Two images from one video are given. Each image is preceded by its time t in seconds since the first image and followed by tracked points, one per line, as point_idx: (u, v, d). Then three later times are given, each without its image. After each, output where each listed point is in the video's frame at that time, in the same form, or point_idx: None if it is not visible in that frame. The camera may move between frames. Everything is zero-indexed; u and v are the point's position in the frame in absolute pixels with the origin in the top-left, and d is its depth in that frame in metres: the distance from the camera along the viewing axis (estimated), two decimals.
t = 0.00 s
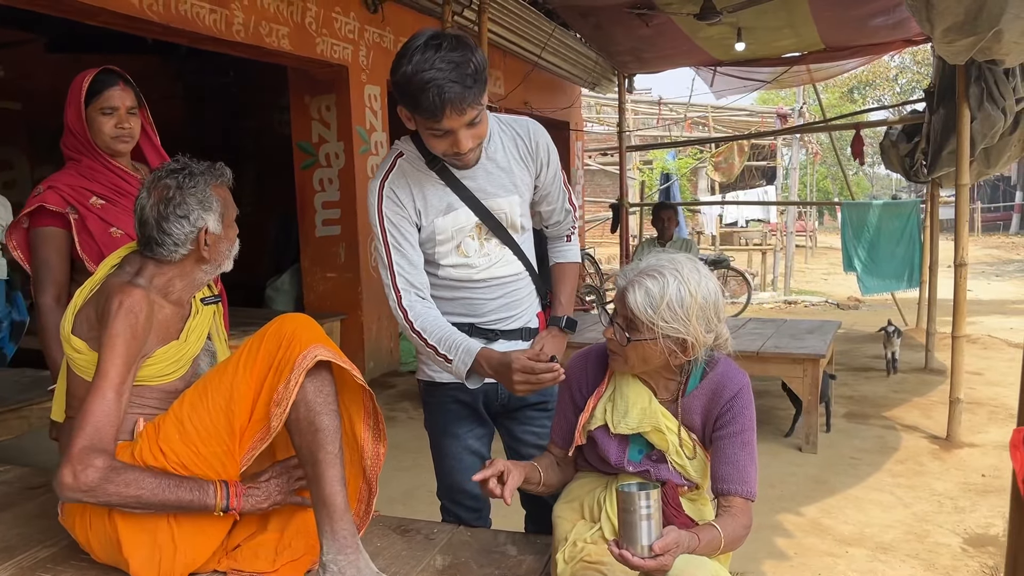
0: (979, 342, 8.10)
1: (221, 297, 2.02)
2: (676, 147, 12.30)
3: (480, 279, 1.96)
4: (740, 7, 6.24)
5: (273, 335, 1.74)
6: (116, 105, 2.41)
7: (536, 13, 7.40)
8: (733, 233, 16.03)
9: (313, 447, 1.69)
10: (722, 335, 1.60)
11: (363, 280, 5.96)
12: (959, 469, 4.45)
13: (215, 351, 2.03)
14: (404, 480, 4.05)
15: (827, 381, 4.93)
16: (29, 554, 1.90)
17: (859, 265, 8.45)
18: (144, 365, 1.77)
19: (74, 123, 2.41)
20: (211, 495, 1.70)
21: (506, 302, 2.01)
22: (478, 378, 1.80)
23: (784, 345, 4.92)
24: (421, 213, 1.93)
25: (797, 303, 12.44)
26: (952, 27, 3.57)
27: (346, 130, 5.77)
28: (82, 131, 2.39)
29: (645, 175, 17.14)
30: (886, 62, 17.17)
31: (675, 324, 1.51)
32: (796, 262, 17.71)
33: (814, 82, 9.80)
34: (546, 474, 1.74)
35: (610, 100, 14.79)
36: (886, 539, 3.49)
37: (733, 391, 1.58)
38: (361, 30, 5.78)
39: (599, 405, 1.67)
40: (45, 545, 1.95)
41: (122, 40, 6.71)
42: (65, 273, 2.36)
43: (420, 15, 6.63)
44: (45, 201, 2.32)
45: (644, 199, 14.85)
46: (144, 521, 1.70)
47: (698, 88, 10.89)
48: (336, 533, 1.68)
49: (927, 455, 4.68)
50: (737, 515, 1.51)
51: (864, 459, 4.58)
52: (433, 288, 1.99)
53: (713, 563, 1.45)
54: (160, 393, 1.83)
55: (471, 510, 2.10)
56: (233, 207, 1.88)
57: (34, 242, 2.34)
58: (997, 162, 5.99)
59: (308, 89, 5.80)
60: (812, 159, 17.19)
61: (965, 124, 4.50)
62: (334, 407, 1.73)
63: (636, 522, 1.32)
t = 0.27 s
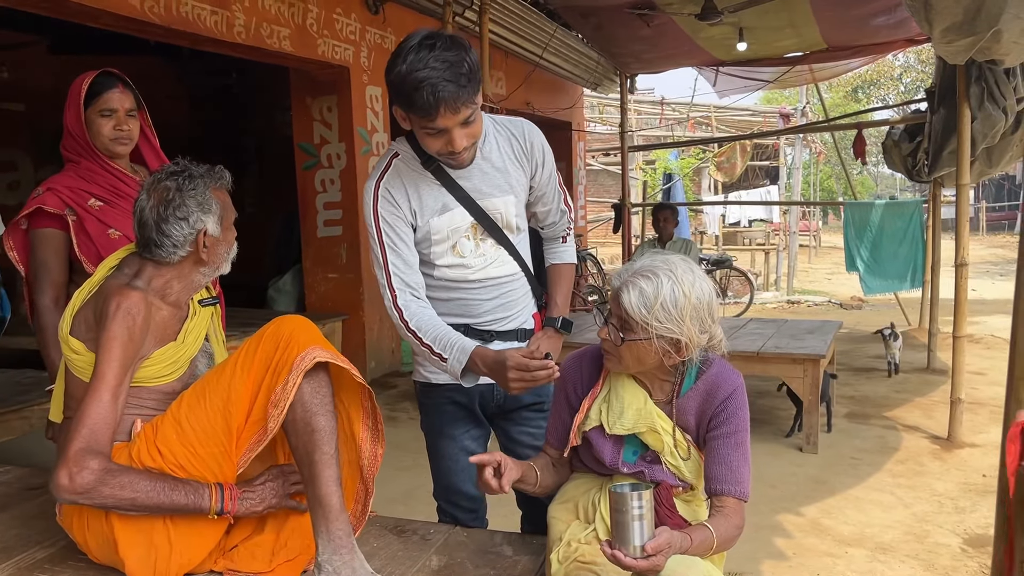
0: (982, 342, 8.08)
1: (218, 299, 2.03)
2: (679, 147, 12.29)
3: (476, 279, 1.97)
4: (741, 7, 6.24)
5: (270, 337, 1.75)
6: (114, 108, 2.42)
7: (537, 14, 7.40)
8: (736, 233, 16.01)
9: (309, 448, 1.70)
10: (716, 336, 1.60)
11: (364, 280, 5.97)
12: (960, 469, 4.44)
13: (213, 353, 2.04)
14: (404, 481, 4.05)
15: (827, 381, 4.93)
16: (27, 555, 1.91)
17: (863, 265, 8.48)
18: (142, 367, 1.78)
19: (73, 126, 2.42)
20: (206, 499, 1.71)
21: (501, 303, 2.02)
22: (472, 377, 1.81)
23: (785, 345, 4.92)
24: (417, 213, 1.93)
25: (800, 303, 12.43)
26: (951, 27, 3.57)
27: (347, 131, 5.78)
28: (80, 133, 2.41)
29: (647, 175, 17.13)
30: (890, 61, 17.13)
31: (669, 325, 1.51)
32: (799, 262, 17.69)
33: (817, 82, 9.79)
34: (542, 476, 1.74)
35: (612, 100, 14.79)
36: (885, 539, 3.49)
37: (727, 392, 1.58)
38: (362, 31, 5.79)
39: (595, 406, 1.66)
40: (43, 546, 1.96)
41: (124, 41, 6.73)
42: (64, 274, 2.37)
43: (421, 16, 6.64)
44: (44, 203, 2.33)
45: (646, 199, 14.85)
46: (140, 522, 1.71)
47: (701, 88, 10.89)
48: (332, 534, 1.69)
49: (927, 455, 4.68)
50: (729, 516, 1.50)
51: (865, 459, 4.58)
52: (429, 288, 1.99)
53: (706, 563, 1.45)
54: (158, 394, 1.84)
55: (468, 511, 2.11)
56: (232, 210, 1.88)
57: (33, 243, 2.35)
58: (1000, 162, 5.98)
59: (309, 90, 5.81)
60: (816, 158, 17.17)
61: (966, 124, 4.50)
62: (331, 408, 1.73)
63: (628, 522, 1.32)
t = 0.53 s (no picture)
0: (990, 342, 8.04)
1: (219, 300, 2.04)
2: (686, 147, 12.27)
3: (476, 279, 1.97)
4: (747, 7, 6.23)
5: (269, 339, 1.76)
6: (118, 110, 2.44)
7: (542, 14, 7.40)
8: (743, 233, 15.98)
9: (308, 449, 1.71)
10: (713, 340, 1.59)
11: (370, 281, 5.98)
12: (965, 470, 4.42)
13: (213, 354, 2.05)
14: (408, 481, 4.06)
15: (832, 382, 4.92)
16: (29, 554, 1.92)
17: (869, 265, 8.42)
18: (143, 368, 1.80)
19: (77, 128, 2.44)
20: (204, 499, 1.72)
21: (501, 304, 2.02)
22: (471, 376, 1.82)
23: (789, 345, 4.91)
24: (416, 214, 1.94)
25: (807, 303, 12.39)
26: (955, 27, 3.55)
27: (353, 132, 5.79)
28: (85, 136, 2.42)
29: (654, 175, 17.11)
30: (899, 59, 17.04)
31: (665, 330, 1.51)
32: (807, 261, 17.63)
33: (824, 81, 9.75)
34: (540, 478, 1.74)
35: (619, 100, 14.77)
36: (889, 540, 3.48)
37: (725, 394, 1.57)
38: (367, 32, 5.81)
39: (593, 408, 1.66)
40: (46, 545, 1.98)
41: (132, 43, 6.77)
42: (67, 275, 2.38)
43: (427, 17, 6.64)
44: (48, 204, 2.35)
45: (653, 199, 14.83)
46: (140, 521, 1.72)
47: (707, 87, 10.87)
48: (330, 534, 1.70)
49: (933, 456, 4.66)
50: (726, 517, 1.49)
51: (870, 460, 4.56)
52: (429, 289, 2.00)
53: (702, 564, 1.44)
54: (158, 395, 1.86)
55: (467, 511, 2.12)
56: (232, 212, 1.90)
57: (37, 245, 2.37)
58: (1007, 161, 5.95)
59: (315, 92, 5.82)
60: (824, 158, 17.10)
61: (972, 124, 4.48)
62: (329, 409, 1.74)
63: (624, 524, 1.31)
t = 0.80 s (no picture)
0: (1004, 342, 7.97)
1: (224, 301, 2.06)
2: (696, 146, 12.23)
3: (480, 280, 1.98)
4: (757, 6, 6.20)
5: (273, 339, 1.77)
6: (126, 112, 2.46)
7: (552, 14, 7.40)
8: (755, 232, 15.91)
9: (311, 448, 1.72)
10: (714, 341, 1.59)
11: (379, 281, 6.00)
12: (976, 471, 4.39)
13: (218, 354, 2.07)
14: (415, 480, 4.08)
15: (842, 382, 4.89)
16: (37, 552, 1.95)
17: (881, 264, 8.37)
18: (149, 368, 1.82)
19: (86, 130, 2.46)
20: (209, 498, 1.74)
21: (504, 304, 2.03)
22: (474, 376, 1.83)
23: (799, 345, 4.89)
24: (421, 215, 1.94)
25: (819, 302, 12.32)
26: (964, 25, 3.52)
27: (362, 132, 5.81)
28: (93, 137, 2.45)
29: (665, 175, 17.06)
30: (914, 57, 16.90)
31: (664, 330, 1.51)
32: (820, 261, 17.54)
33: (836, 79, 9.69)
34: (541, 476, 1.74)
35: (630, 99, 14.74)
36: (898, 541, 3.46)
37: (725, 394, 1.57)
38: (377, 33, 5.83)
39: (593, 407, 1.66)
40: (54, 543, 2.00)
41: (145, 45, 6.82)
42: (76, 276, 2.41)
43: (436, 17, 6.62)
44: (56, 205, 2.38)
45: (663, 198, 14.79)
46: (145, 520, 1.74)
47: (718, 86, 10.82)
48: (333, 533, 1.71)
49: (944, 457, 4.63)
50: (727, 517, 1.49)
51: (879, 460, 4.54)
52: (432, 289, 2.00)
53: (700, 565, 1.44)
54: (163, 395, 1.88)
55: (470, 511, 2.13)
56: (237, 213, 1.92)
57: (46, 245, 2.40)
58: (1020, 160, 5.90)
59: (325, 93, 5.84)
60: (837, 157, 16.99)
61: (984, 123, 4.45)
62: (332, 409, 1.76)
63: (621, 524, 1.31)
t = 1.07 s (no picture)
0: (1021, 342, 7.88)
1: (230, 301, 2.08)
2: (710, 145, 12.17)
3: (482, 280, 1.98)
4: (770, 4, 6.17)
5: (274, 338, 1.79)
6: (134, 113, 2.48)
7: (564, 13, 7.39)
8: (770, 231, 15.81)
9: (312, 447, 1.74)
10: (712, 342, 1.58)
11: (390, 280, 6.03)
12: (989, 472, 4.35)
13: (223, 353, 2.09)
14: (424, 478, 4.10)
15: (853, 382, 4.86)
16: (45, 548, 1.98)
17: (897, 263, 8.32)
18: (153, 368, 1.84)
19: (95, 131, 2.49)
20: (210, 497, 1.76)
21: (507, 304, 2.02)
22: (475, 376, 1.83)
23: (810, 345, 4.86)
24: (423, 215, 1.95)
25: (834, 301, 12.24)
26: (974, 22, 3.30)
27: (374, 132, 5.83)
28: (102, 138, 2.48)
29: (679, 173, 16.98)
30: (933, 54, 16.71)
31: (658, 334, 1.50)
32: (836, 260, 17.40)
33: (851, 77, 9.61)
34: (541, 472, 1.75)
35: (643, 97, 14.69)
36: (908, 542, 3.44)
37: (725, 394, 1.57)
38: (388, 33, 5.85)
39: (592, 406, 1.66)
40: (62, 539, 2.03)
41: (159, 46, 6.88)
42: (85, 275, 2.44)
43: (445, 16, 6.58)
44: (65, 206, 2.41)
45: (677, 197, 14.72)
46: (149, 519, 1.76)
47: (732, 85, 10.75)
48: (334, 531, 1.72)
49: (957, 457, 4.59)
50: (726, 518, 1.49)
51: (891, 461, 4.50)
52: (435, 289, 2.01)
53: (698, 565, 1.44)
54: (168, 394, 1.90)
55: (473, 510, 2.13)
56: (243, 215, 1.93)
57: (56, 245, 2.43)
58: None
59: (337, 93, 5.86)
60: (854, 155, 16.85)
61: (998, 121, 4.40)
62: (333, 408, 1.78)
63: (618, 523, 1.32)
